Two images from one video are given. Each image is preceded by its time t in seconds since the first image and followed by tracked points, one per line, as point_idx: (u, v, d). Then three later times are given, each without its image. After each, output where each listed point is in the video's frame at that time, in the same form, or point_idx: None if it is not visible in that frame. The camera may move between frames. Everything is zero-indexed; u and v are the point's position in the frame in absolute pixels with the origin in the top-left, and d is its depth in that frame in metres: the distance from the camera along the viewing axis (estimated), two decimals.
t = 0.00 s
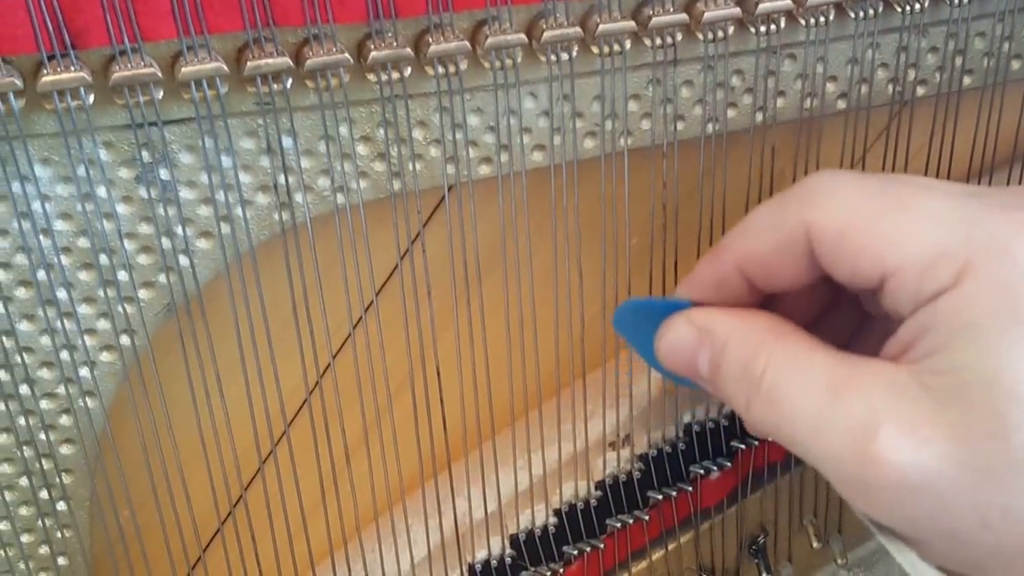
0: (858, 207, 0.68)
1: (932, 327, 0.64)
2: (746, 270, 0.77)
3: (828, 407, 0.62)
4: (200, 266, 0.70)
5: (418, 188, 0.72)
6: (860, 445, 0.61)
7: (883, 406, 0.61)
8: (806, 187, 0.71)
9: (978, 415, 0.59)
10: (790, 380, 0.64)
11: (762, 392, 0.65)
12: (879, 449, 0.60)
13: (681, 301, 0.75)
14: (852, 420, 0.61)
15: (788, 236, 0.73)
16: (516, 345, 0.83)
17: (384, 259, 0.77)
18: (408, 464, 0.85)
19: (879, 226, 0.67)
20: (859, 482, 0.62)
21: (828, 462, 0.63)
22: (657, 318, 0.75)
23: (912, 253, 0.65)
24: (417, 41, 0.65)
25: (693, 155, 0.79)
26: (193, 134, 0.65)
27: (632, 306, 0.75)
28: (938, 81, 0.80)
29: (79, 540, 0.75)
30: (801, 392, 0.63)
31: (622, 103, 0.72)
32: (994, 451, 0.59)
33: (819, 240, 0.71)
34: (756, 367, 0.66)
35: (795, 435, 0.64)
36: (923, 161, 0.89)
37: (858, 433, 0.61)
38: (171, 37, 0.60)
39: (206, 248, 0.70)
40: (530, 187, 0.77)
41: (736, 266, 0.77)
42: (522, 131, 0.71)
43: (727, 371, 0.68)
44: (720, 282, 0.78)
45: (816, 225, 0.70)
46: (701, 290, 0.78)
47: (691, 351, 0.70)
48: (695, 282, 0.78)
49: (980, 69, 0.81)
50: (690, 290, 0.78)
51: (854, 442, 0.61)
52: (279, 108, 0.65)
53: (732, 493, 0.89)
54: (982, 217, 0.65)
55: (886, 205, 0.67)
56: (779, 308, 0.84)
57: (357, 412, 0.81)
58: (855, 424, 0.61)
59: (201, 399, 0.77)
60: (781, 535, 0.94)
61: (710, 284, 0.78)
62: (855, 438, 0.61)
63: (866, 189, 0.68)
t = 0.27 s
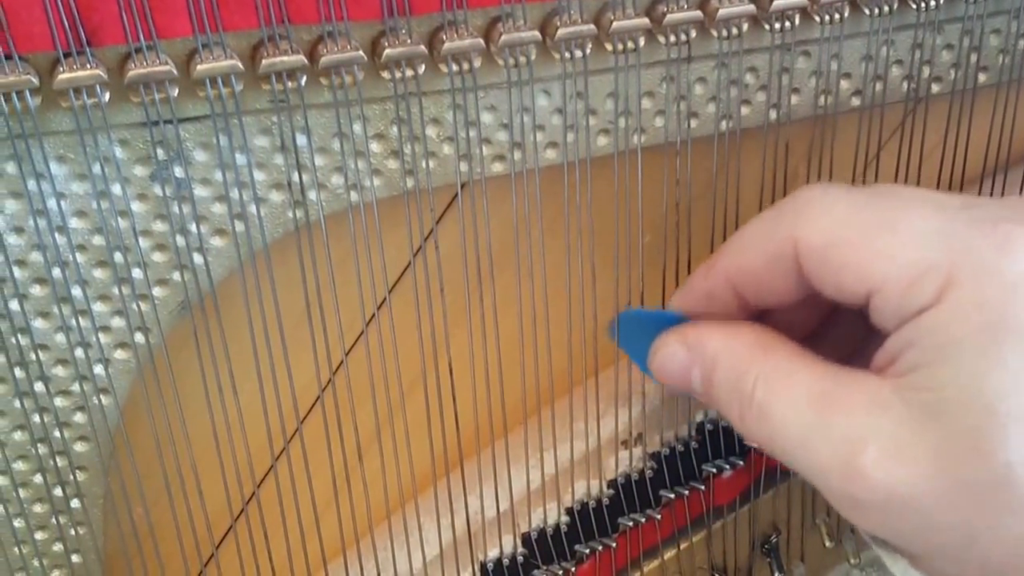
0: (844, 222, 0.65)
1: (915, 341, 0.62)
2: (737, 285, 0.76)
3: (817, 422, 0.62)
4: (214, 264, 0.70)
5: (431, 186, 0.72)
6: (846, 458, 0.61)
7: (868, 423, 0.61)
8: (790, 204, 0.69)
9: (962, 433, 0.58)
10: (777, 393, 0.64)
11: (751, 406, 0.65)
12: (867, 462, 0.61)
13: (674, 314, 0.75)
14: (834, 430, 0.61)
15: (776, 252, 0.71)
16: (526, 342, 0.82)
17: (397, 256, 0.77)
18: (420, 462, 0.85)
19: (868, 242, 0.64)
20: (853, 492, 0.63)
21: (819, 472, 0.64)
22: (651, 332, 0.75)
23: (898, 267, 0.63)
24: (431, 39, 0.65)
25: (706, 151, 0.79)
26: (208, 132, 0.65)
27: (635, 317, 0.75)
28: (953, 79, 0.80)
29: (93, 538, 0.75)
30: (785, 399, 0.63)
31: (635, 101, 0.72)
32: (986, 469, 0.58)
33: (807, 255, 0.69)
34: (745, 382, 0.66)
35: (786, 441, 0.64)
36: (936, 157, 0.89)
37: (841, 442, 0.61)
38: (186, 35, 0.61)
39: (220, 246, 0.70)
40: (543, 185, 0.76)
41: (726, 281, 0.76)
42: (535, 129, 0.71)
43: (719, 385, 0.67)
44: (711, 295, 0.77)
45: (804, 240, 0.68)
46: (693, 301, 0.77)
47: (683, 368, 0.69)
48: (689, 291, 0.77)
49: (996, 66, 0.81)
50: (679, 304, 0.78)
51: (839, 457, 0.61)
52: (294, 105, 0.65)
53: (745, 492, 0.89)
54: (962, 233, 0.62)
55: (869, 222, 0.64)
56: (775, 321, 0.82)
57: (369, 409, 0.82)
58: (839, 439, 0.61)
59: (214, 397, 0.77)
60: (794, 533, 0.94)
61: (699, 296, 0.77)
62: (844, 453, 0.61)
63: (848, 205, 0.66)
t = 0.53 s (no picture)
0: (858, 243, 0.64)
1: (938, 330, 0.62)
2: (756, 302, 0.74)
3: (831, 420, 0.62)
4: (228, 261, 0.70)
5: (445, 183, 0.72)
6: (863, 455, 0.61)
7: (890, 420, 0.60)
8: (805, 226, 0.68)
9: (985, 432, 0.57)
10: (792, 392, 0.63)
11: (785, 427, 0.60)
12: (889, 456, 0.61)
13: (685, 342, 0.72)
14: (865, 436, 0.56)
15: (800, 264, 0.70)
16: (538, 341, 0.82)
17: (410, 253, 0.77)
18: (432, 459, 0.85)
19: (896, 244, 0.63)
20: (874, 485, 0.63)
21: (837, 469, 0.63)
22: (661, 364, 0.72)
23: (932, 273, 0.61)
24: (445, 35, 0.65)
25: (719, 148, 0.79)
26: (223, 129, 0.65)
27: (639, 357, 0.72)
28: (968, 75, 0.79)
29: (107, 535, 0.75)
30: (821, 414, 0.58)
31: (649, 97, 0.72)
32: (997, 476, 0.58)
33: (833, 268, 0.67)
34: (777, 401, 0.60)
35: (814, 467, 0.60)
36: (951, 153, 0.89)
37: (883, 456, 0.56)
38: (201, 31, 0.61)
39: (234, 243, 0.70)
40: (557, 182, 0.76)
41: (743, 294, 0.74)
42: (549, 125, 0.71)
43: (744, 409, 0.63)
44: (730, 312, 0.76)
45: (828, 252, 0.66)
46: (710, 322, 0.77)
47: (704, 387, 0.65)
48: (702, 319, 0.77)
49: (1011, 62, 0.81)
50: (698, 325, 0.77)
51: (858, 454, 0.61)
52: (308, 102, 0.65)
53: (757, 491, 0.88)
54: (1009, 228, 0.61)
55: (887, 234, 0.63)
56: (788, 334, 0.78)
57: (382, 406, 0.82)
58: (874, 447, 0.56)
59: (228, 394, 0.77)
60: (807, 532, 0.94)
61: (718, 316, 0.76)
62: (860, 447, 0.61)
63: (865, 218, 0.64)
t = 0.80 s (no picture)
0: (859, 214, 0.67)
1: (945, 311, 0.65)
2: (754, 257, 0.76)
3: (838, 397, 0.64)
4: (242, 257, 0.70)
5: (458, 179, 0.71)
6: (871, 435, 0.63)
7: (900, 398, 0.62)
8: (808, 187, 0.71)
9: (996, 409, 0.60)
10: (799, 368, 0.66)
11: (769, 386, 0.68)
12: (901, 432, 0.62)
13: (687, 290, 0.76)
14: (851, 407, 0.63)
15: (798, 223, 0.72)
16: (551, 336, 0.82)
17: (423, 249, 0.77)
18: (445, 454, 0.85)
19: (887, 215, 0.66)
20: (877, 471, 0.64)
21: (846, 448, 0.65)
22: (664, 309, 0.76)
23: (928, 242, 0.65)
24: (459, 31, 0.65)
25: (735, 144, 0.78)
26: (237, 125, 0.65)
27: (638, 297, 0.75)
28: (985, 69, 0.79)
29: (121, 531, 0.75)
30: (807, 379, 0.65)
31: (663, 93, 0.71)
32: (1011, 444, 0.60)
33: (830, 230, 0.70)
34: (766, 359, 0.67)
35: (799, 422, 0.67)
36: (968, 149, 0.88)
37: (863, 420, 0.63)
38: (215, 27, 0.61)
39: (247, 239, 0.70)
40: (571, 178, 0.76)
41: (743, 254, 0.76)
42: (563, 122, 0.71)
43: (737, 359, 0.70)
44: (727, 265, 0.77)
45: (828, 214, 0.69)
46: (708, 273, 0.78)
47: (697, 341, 0.71)
48: (704, 265, 0.78)
49: None
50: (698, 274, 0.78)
51: (868, 432, 0.63)
52: (322, 98, 0.66)
53: (770, 488, 0.88)
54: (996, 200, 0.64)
55: (890, 200, 0.66)
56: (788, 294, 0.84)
57: (395, 401, 0.82)
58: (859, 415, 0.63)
59: (241, 390, 0.77)
60: (821, 530, 0.93)
61: (716, 270, 0.78)
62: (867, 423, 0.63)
63: (857, 183, 0.68)
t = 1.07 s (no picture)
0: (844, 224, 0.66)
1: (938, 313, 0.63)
2: (745, 281, 0.74)
3: (839, 394, 0.62)
4: (256, 252, 0.70)
5: (472, 174, 0.71)
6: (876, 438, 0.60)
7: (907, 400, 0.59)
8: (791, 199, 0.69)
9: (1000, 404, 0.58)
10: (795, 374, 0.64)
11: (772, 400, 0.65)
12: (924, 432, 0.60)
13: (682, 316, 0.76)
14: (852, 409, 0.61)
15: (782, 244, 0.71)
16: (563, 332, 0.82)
17: (438, 243, 0.76)
18: (457, 448, 0.85)
19: (871, 222, 0.65)
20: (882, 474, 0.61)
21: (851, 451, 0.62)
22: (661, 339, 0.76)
23: (911, 243, 0.64)
24: (473, 25, 0.64)
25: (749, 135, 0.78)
26: (251, 120, 0.65)
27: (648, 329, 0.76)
28: (1001, 63, 0.79)
29: (134, 526, 0.75)
30: (804, 384, 0.63)
31: (677, 87, 0.71)
32: None
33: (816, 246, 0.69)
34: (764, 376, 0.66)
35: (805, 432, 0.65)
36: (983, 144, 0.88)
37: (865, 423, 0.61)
38: (230, 23, 0.61)
39: (260, 235, 0.69)
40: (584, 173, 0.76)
41: (734, 278, 0.74)
42: (576, 116, 0.71)
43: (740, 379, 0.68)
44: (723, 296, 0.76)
45: (812, 228, 0.68)
46: (703, 303, 0.76)
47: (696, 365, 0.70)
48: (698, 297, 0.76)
49: None
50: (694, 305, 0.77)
51: (874, 434, 0.60)
52: (336, 93, 0.65)
53: (784, 484, 0.88)
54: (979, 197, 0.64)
55: (872, 204, 0.65)
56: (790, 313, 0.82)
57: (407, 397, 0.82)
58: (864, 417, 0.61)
59: (254, 385, 0.78)
60: (834, 527, 0.93)
61: (710, 297, 0.76)
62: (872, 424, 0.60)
63: (838, 191, 0.67)
